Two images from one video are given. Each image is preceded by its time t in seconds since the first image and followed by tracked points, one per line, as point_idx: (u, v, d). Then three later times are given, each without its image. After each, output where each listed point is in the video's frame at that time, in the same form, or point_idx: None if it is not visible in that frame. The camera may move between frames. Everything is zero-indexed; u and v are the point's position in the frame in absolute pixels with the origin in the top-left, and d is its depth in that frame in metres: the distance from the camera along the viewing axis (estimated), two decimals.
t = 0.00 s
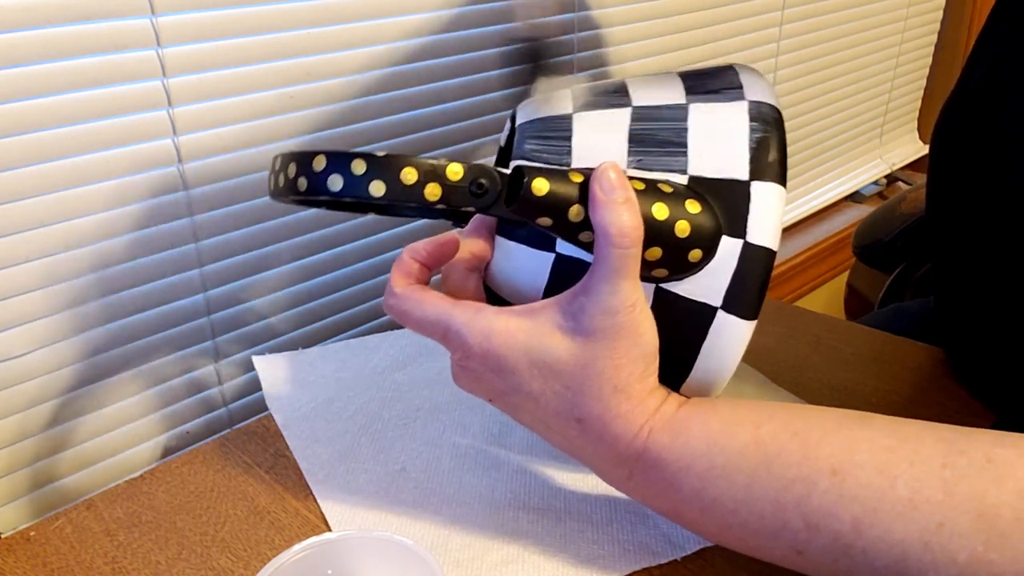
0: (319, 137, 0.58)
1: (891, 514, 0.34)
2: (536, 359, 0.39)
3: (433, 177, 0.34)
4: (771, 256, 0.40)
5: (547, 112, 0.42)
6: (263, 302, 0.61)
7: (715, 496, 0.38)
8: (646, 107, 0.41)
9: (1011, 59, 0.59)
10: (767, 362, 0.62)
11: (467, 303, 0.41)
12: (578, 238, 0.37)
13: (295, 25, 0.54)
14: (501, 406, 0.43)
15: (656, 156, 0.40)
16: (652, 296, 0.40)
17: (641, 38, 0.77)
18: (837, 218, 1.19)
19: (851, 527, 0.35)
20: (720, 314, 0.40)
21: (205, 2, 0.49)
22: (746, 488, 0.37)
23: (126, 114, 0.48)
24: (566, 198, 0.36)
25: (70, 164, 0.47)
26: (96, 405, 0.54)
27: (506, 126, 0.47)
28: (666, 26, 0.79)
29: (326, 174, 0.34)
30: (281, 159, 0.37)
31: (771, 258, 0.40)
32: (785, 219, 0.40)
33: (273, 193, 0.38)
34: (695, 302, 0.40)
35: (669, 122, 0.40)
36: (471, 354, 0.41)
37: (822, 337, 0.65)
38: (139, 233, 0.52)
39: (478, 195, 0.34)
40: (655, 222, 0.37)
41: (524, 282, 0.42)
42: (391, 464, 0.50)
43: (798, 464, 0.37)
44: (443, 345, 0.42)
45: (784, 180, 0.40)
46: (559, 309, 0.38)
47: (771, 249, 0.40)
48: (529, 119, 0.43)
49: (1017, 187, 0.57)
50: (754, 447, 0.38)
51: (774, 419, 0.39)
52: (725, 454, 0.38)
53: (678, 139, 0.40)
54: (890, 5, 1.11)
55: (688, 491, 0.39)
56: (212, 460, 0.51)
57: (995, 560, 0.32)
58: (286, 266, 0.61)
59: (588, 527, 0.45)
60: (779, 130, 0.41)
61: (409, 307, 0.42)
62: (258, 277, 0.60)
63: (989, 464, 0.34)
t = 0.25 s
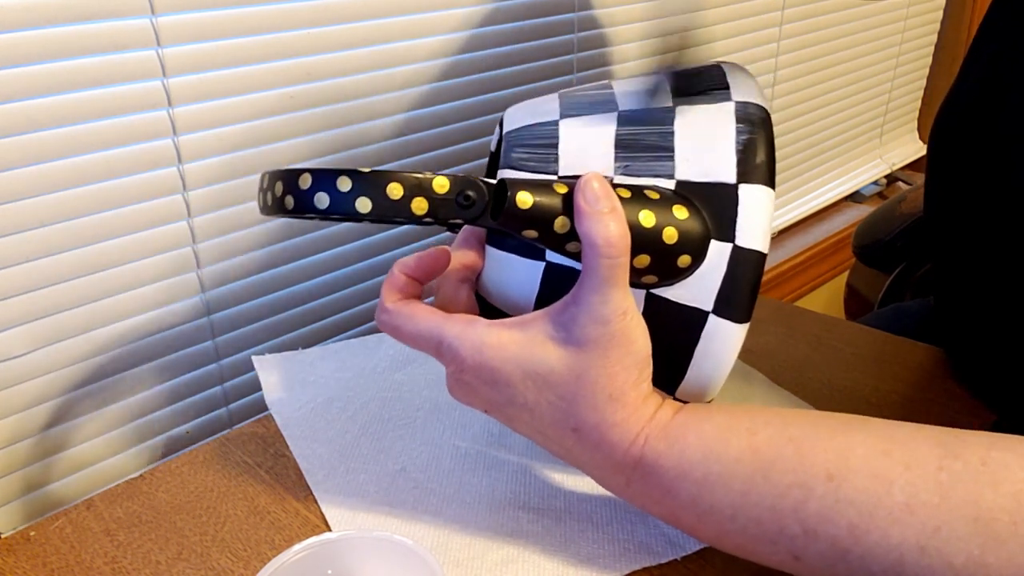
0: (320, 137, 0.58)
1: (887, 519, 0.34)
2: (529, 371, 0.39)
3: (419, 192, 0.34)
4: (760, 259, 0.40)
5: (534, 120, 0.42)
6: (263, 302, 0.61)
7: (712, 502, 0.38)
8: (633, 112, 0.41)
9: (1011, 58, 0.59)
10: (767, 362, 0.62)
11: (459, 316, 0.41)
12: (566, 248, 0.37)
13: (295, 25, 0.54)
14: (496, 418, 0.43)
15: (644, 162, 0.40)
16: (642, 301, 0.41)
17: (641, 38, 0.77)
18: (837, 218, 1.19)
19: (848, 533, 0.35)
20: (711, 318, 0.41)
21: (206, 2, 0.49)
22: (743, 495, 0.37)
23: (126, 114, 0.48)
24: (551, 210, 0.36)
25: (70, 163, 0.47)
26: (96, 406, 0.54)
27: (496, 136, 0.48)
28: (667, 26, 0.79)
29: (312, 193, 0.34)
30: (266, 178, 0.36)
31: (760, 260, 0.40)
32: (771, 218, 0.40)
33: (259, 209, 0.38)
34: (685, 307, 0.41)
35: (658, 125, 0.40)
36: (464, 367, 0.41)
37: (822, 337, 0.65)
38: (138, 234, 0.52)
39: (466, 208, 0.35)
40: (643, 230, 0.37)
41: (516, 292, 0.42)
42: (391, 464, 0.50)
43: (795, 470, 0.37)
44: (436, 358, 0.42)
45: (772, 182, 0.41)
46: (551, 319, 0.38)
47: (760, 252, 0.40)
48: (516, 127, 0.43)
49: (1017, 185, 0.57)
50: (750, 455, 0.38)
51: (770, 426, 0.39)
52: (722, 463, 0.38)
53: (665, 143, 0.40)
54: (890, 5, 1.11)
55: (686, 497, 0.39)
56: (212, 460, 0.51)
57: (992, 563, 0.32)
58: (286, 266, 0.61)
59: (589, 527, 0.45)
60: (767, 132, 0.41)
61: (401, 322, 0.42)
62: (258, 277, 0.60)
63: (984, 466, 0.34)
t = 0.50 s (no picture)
0: (320, 136, 0.58)
1: (886, 513, 0.34)
2: (528, 366, 0.39)
3: (417, 191, 0.34)
4: (758, 252, 0.40)
5: (527, 121, 0.42)
6: (263, 302, 0.61)
7: (711, 497, 0.38)
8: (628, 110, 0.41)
9: (1010, 58, 0.59)
10: (767, 361, 0.62)
11: (456, 314, 0.41)
12: (564, 243, 0.37)
13: (295, 25, 0.54)
14: (494, 415, 0.43)
15: (639, 158, 0.40)
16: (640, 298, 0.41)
17: (642, 38, 0.77)
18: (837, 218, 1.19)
19: (847, 527, 0.35)
20: (710, 313, 0.41)
21: (205, 2, 0.49)
22: (742, 492, 0.37)
23: (126, 114, 0.48)
24: (549, 206, 0.36)
25: (70, 163, 0.47)
26: (96, 405, 0.54)
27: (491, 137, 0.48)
28: (667, 26, 0.79)
29: (310, 194, 0.34)
30: (265, 182, 0.37)
31: (758, 253, 0.40)
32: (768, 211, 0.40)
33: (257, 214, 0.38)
34: (684, 301, 0.41)
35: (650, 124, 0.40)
36: (462, 364, 0.40)
37: (822, 337, 0.65)
38: (139, 233, 0.52)
39: (463, 207, 0.35)
40: (640, 224, 0.37)
41: (515, 290, 0.42)
42: (391, 464, 0.50)
43: (793, 465, 0.37)
44: (433, 355, 0.42)
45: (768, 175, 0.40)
46: (549, 314, 0.38)
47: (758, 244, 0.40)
48: (508, 129, 0.43)
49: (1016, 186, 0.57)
50: (749, 450, 0.38)
51: (770, 420, 0.39)
52: (720, 458, 0.38)
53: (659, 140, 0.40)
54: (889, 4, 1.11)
55: (686, 493, 0.39)
56: (212, 460, 0.51)
57: (992, 557, 0.32)
58: (286, 266, 0.61)
59: (589, 527, 0.45)
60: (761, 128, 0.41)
61: (399, 320, 0.42)
62: (258, 278, 0.60)
63: (982, 459, 0.34)
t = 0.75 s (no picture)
0: (320, 136, 0.58)
1: (888, 518, 0.34)
2: (527, 376, 0.39)
3: (410, 203, 0.34)
4: (754, 256, 0.40)
5: (522, 126, 0.42)
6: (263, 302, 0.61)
7: (714, 502, 0.38)
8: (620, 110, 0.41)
9: (1011, 57, 0.59)
10: (767, 361, 0.62)
11: (454, 325, 0.41)
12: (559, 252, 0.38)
13: (295, 25, 0.54)
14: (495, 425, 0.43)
15: (633, 163, 0.40)
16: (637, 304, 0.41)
17: (644, 38, 0.77)
18: (837, 219, 1.19)
19: (849, 532, 0.35)
20: (708, 316, 0.41)
21: (205, 3, 0.49)
22: (744, 496, 0.37)
23: (126, 114, 0.48)
24: (544, 216, 0.36)
25: (71, 163, 0.47)
26: (96, 405, 0.54)
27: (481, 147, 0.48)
28: (667, 26, 0.79)
29: (303, 209, 0.34)
30: (259, 196, 0.37)
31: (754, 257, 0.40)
32: (763, 215, 0.40)
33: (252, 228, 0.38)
34: (681, 304, 0.41)
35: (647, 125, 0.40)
36: (462, 376, 0.40)
37: (822, 337, 0.65)
38: (138, 233, 0.52)
39: (457, 216, 0.35)
40: (636, 230, 0.37)
41: (513, 298, 0.43)
42: (391, 464, 0.50)
43: (794, 471, 0.37)
44: (431, 368, 0.42)
45: (762, 176, 0.41)
46: (547, 323, 0.38)
47: (753, 248, 0.40)
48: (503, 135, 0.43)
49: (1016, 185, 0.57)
50: (750, 455, 0.38)
51: (770, 425, 0.39)
52: (722, 463, 0.38)
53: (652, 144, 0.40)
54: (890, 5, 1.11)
55: (688, 499, 0.39)
56: (213, 460, 0.51)
57: (994, 561, 0.32)
58: (286, 266, 0.61)
59: (589, 526, 0.45)
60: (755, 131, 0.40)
61: (397, 334, 0.42)
62: (257, 279, 0.60)
63: (985, 463, 0.34)
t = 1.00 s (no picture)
0: (320, 136, 0.58)
1: (894, 511, 0.34)
2: (530, 372, 0.38)
3: (402, 218, 0.34)
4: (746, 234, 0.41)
5: (503, 133, 0.43)
6: (263, 302, 0.61)
7: (720, 496, 0.38)
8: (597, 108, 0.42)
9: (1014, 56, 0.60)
10: (767, 360, 0.62)
11: (453, 327, 0.41)
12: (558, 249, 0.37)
13: (295, 24, 0.54)
14: (498, 424, 0.43)
15: (616, 158, 0.41)
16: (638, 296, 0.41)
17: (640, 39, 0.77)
18: (836, 219, 1.19)
19: (855, 524, 0.35)
20: (707, 300, 0.41)
21: (205, 2, 0.49)
22: (750, 489, 0.37)
23: (126, 114, 0.48)
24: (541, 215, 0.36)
25: (71, 163, 0.47)
26: (97, 405, 0.54)
27: (461, 152, 0.49)
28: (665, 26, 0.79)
29: (295, 235, 0.34)
30: (247, 228, 0.37)
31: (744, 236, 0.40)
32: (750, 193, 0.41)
33: (239, 263, 0.38)
34: (679, 291, 0.41)
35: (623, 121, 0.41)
36: (463, 377, 0.40)
37: (822, 337, 0.65)
38: (139, 234, 0.52)
39: (449, 228, 0.35)
40: (631, 221, 0.38)
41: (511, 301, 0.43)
42: (391, 464, 0.50)
43: (800, 463, 0.37)
44: (431, 370, 0.42)
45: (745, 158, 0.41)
46: (547, 319, 0.38)
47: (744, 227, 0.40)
48: (486, 143, 0.44)
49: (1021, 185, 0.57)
50: (756, 448, 0.38)
51: (776, 417, 0.39)
52: (728, 455, 0.38)
53: (632, 138, 0.41)
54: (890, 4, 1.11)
55: (694, 492, 0.39)
56: (213, 459, 0.51)
57: (1001, 553, 0.32)
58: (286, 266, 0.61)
59: (589, 527, 0.45)
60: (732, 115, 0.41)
61: (394, 338, 0.42)
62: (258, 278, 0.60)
63: (991, 455, 0.34)
